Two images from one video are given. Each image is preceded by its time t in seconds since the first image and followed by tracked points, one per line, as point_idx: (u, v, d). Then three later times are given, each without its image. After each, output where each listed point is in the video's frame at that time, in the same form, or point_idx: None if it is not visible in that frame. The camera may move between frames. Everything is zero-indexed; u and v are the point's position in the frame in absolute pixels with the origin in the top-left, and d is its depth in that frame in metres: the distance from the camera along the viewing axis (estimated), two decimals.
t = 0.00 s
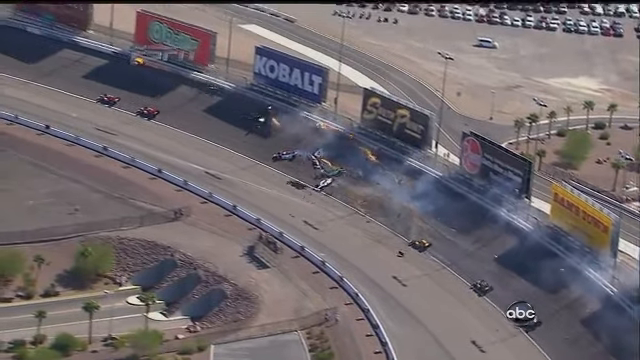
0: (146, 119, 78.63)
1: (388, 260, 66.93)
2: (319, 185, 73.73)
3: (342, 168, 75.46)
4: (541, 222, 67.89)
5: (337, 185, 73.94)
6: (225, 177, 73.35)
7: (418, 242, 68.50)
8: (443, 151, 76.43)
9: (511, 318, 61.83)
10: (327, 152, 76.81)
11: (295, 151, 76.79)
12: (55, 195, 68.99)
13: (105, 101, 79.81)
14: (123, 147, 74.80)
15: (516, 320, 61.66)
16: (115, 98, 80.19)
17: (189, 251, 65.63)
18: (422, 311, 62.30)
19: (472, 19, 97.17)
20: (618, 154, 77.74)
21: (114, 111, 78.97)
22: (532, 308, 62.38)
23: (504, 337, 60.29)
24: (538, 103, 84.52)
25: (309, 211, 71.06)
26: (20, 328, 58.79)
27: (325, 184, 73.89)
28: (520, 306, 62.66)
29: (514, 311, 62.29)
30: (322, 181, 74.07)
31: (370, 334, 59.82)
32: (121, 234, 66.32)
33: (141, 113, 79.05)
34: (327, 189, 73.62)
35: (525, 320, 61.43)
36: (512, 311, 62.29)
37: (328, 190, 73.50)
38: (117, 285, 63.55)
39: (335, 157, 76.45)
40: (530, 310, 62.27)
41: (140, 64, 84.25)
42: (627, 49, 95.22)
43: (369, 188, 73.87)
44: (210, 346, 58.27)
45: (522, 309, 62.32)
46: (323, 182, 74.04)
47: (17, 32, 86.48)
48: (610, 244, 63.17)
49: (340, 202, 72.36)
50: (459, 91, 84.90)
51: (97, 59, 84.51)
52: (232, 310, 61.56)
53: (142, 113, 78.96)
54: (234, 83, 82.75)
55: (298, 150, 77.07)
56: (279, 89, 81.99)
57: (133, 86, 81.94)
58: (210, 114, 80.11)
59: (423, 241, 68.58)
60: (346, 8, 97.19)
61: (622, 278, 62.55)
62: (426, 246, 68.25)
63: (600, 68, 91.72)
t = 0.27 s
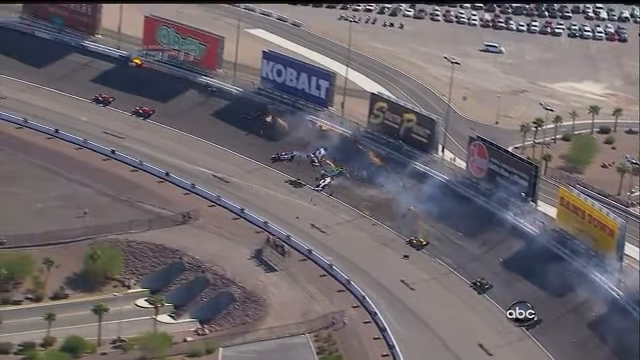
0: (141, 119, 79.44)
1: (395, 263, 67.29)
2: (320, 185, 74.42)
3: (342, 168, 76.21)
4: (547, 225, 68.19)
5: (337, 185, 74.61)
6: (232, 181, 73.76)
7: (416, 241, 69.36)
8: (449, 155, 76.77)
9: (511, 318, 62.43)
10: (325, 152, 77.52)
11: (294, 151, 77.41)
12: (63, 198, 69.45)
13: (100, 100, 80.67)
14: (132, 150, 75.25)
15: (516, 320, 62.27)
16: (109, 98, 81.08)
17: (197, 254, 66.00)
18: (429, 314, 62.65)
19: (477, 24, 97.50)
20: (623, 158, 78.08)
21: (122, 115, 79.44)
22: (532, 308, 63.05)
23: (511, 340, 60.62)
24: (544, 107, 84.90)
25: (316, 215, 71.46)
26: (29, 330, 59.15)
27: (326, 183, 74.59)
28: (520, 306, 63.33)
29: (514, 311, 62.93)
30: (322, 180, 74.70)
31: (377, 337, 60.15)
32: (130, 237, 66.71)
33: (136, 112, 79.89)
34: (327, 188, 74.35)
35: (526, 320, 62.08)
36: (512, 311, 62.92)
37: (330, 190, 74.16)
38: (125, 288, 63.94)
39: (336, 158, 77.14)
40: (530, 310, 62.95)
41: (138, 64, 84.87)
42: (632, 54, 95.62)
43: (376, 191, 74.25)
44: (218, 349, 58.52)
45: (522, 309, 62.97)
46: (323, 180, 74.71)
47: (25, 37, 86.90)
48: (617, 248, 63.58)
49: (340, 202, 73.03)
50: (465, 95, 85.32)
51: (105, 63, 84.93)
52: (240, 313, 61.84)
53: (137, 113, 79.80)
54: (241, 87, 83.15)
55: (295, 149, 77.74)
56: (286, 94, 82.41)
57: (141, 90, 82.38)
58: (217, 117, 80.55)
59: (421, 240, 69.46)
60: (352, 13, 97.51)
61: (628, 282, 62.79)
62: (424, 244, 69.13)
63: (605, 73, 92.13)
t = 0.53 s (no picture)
0: (138, 119, 79.96)
1: (400, 265, 67.55)
2: (319, 184, 75.07)
3: (342, 167, 76.89)
4: (551, 228, 68.45)
5: (337, 185, 75.22)
6: (238, 183, 74.07)
7: (414, 239, 69.95)
8: (453, 158, 77.02)
9: (510, 318, 62.91)
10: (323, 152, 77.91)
11: (293, 152, 78.00)
12: (69, 201, 69.78)
13: (96, 100, 81.19)
14: (137, 153, 75.58)
15: (516, 319, 62.74)
16: (106, 98, 81.61)
17: (203, 256, 66.28)
18: (434, 317, 62.89)
19: (480, 28, 97.79)
20: (627, 161, 78.34)
21: (127, 118, 79.80)
22: (531, 308, 63.58)
23: (515, 342, 60.84)
24: (547, 110, 85.19)
25: (321, 217, 71.74)
26: (35, 332, 59.34)
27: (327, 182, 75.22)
28: (520, 306, 63.81)
29: (514, 311, 63.39)
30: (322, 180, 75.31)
31: (382, 339, 60.39)
32: (136, 240, 67.00)
33: (133, 113, 80.44)
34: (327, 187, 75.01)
35: (526, 320, 62.58)
36: (512, 310, 63.37)
37: (330, 190, 74.76)
38: (131, 290, 64.17)
39: (337, 159, 77.68)
40: (529, 310, 63.47)
41: (136, 65, 85.35)
42: (635, 57, 95.88)
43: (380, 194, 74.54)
44: (223, 351, 58.63)
45: (521, 309, 63.46)
46: (324, 180, 75.33)
47: (31, 39, 87.15)
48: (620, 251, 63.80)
49: (341, 202, 73.70)
50: (469, 98, 85.63)
51: (110, 65, 85.25)
52: (246, 315, 62.14)
53: (134, 113, 80.34)
54: (246, 90, 83.42)
55: (294, 150, 78.31)
56: (291, 96, 82.72)
57: (147, 93, 82.74)
58: (222, 120, 80.85)
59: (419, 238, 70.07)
60: (356, 17, 97.77)
61: (632, 284, 63.07)
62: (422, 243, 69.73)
63: (608, 76, 92.41)
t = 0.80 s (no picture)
0: (133, 118, 80.68)
1: (406, 269, 67.91)
2: (320, 184, 75.62)
3: (342, 167, 77.57)
4: (558, 231, 68.74)
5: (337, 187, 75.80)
6: (245, 187, 74.47)
7: (412, 237, 70.71)
8: (459, 162, 77.51)
9: (511, 318, 63.56)
10: (321, 152, 78.44)
11: (291, 152, 78.67)
12: (78, 204, 70.21)
13: (90, 99, 81.86)
14: (145, 156, 76.02)
15: (516, 320, 63.36)
16: (100, 97, 82.29)
17: (211, 259, 66.67)
18: (441, 320, 63.15)
19: (486, 32, 98.19)
20: (632, 165, 78.69)
21: (135, 121, 80.26)
22: (532, 309, 64.12)
23: (522, 345, 61.12)
24: (553, 114, 85.64)
25: (328, 220, 72.14)
26: (44, 334, 59.47)
27: (327, 182, 75.85)
28: (520, 306, 64.41)
29: (514, 311, 64.05)
30: (323, 180, 75.90)
31: (390, 341, 60.65)
32: (144, 242, 67.40)
33: (128, 112, 81.10)
34: (328, 186, 75.64)
35: (526, 320, 63.19)
36: (513, 310, 64.04)
37: (329, 190, 75.36)
38: (140, 292, 64.47)
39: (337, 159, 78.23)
40: (530, 310, 63.99)
41: (135, 66, 85.78)
42: None
43: (387, 197, 74.91)
44: (232, 353, 58.90)
45: (522, 309, 64.06)
46: (324, 179, 75.95)
47: (39, 43, 87.64)
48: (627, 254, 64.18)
49: (340, 202, 74.33)
50: (475, 102, 86.07)
51: (118, 69, 85.71)
52: (254, 317, 62.27)
53: (129, 112, 81.00)
54: (253, 94, 83.86)
55: (292, 151, 78.93)
56: (298, 100, 83.19)
57: (155, 97, 83.21)
58: (230, 124, 81.23)
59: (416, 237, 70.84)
60: (362, 21, 98.20)
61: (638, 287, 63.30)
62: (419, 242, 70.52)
63: (613, 80, 92.85)
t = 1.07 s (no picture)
0: (129, 117, 81.44)
1: (413, 271, 68.31)
2: (320, 184, 76.36)
3: (343, 167, 78.35)
4: (563, 234, 69.21)
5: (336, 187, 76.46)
6: (253, 189, 74.93)
7: (409, 236, 71.52)
8: (465, 165, 77.75)
9: (511, 318, 64.11)
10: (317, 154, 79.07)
11: (290, 152, 79.43)
12: (87, 206, 70.69)
13: (85, 99, 82.60)
14: (153, 159, 76.51)
15: (516, 320, 63.97)
16: (95, 96, 83.02)
17: (219, 261, 67.09)
18: (447, 322, 63.56)
19: (491, 37, 98.63)
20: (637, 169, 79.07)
21: (143, 125, 80.75)
22: (531, 309, 64.82)
23: (528, 348, 61.49)
24: (557, 118, 86.09)
25: (335, 223, 72.58)
26: (54, 336, 59.81)
27: (326, 181, 76.64)
28: (520, 306, 65.08)
29: (514, 311, 64.70)
30: (323, 179, 76.66)
31: (396, 344, 61.10)
32: (152, 245, 67.83)
33: (123, 111, 81.85)
34: (328, 185, 76.42)
35: (526, 319, 63.87)
36: (512, 311, 64.70)
37: (328, 191, 76.07)
38: (148, 294, 64.88)
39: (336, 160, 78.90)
40: (530, 310, 64.70)
41: (133, 67, 86.37)
42: None
43: (393, 200, 75.33)
44: (240, 355, 59.25)
45: (522, 309, 64.75)
46: (323, 179, 76.73)
47: (47, 47, 88.23)
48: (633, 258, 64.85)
49: (338, 201, 75.04)
50: (480, 106, 86.53)
51: (126, 73, 86.23)
52: (261, 319, 62.66)
53: (124, 111, 81.74)
54: (261, 98, 84.38)
55: (290, 151, 79.66)
56: (304, 104, 83.67)
57: (163, 100, 83.71)
58: (237, 128, 81.73)
59: (414, 235, 71.67)
60: (368, 25, 98.59)
61: None
62: (416, 240, 71.35)
63: (617, 85, 93.30)
